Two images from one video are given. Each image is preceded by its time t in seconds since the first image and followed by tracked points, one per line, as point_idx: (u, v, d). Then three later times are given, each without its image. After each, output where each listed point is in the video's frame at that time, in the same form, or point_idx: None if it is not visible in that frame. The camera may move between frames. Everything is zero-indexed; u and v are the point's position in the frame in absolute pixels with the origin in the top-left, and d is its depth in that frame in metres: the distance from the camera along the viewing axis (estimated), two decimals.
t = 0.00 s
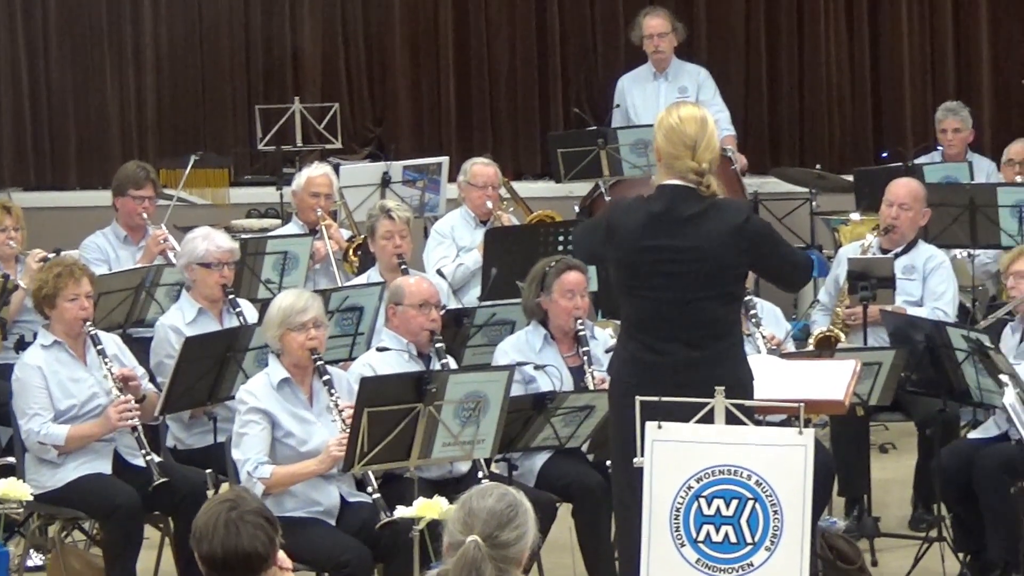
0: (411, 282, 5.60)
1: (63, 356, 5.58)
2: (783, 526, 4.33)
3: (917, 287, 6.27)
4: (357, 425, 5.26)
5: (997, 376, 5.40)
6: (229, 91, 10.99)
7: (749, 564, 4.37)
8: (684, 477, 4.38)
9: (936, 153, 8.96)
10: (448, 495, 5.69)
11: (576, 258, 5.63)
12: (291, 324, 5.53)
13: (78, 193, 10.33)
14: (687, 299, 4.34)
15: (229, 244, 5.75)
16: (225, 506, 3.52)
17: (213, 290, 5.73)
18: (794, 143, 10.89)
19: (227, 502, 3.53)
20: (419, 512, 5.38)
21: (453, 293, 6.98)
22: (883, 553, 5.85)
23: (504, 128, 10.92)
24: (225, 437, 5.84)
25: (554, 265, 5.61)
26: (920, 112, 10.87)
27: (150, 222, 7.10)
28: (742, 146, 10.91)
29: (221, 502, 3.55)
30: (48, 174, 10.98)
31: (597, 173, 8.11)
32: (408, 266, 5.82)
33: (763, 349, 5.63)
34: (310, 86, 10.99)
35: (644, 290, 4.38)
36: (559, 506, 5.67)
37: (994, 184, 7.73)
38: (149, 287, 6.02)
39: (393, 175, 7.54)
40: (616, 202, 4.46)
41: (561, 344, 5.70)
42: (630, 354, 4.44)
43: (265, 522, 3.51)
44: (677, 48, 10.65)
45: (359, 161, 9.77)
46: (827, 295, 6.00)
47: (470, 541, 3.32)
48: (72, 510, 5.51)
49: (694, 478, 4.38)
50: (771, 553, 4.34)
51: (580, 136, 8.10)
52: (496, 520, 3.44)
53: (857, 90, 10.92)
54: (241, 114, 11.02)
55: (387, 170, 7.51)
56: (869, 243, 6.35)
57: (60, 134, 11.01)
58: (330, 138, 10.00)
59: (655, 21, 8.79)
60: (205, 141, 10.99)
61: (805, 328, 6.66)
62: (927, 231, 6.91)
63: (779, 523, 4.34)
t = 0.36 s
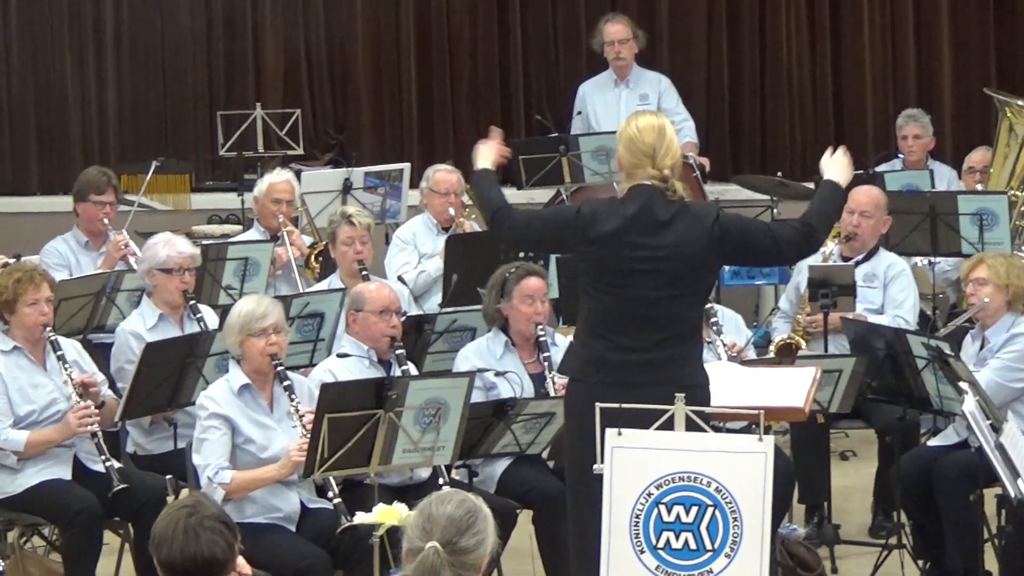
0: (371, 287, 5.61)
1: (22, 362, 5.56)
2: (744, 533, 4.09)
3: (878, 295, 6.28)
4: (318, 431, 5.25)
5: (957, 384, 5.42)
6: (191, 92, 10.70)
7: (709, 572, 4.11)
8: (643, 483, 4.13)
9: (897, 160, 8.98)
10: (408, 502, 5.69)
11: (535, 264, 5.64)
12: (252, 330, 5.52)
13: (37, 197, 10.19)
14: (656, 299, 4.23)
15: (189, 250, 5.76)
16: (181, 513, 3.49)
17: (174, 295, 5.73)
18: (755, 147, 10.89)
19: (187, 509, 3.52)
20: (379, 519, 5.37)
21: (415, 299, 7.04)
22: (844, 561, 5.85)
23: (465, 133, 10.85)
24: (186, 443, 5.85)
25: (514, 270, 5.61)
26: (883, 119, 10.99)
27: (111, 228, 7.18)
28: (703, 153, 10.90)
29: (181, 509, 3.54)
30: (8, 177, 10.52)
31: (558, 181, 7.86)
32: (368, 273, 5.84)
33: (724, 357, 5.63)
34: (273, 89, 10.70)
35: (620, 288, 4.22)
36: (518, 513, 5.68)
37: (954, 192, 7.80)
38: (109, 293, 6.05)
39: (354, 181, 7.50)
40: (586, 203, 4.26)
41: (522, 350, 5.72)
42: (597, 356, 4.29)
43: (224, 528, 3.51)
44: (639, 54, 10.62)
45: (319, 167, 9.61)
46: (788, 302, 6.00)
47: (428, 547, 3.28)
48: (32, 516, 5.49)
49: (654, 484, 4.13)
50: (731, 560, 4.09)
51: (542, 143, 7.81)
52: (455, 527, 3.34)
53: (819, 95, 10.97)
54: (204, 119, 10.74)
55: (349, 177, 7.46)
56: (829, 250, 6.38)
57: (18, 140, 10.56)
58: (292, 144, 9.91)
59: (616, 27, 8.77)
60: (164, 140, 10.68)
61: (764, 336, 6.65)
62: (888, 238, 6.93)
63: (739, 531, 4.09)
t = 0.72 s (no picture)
0: (335, 292, 5.62)
1: None
2: (707, 537, 4.00)
3: (842, 299, 6.31)
4: (281, 435, 5.24)
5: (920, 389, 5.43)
6: (155, 95, 10.46)
7: None
8: (605, 488, 4.05)
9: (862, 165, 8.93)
10: (371, 506, 5.68)
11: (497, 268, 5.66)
12: (214, 335, 5.51)
13: None
14: (632, 300, 4.32)
15: (153, 253, 5.76)
16: (143, 517, 3.42)
17: (137, 299, 5.73)
18: (721, 155, 10.65)
19: (148, 512, 3.45)
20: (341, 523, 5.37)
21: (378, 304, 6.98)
22: (807, 565, 5.85)
23: (429, 137, 10.55)
24: (148, 446, 5.84)
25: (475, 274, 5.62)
26: (848, 124, 10.70)
27: (74, 231, 7.19)
28: (666, 159, 10.62)
29: (141, 512, 3.45)
30: None
31: (523, 185, 7.89)
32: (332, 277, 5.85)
33: (687, 361, 5.63)
34: (237, 92, 10.47)
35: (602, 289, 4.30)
36: (482, 517, 5.68)
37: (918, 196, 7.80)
38: (72, 297, 6.05)
39: (318, 185, 7.52)
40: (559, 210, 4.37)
41: (485, 354, 5.71)
42: (573, 359, 4.35)
43: (185, 532, 3.44)
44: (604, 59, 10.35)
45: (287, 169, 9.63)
46: (752, 307, 6.01)
47: (393, 551, 3.25)
48: None
49: (616, 488, 4.05)
50: (694, 565, 4.01)
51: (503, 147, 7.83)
52: (417, 531, 3.32)
53: (785, 99, 10.67)
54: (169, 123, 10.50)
55: (313, 181, 7.49)
56: (793, 254, 6.38)
57: None
58: (257, 148, 9.74)
59: (580, 31, 8.78)
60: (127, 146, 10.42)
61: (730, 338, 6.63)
62: (852, 243, 6.93)
63: (702, 535, 4.00)
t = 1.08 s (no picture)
0: (305, 299, 5.59)
1: None
2: (672, 544, 4.36)
3: (808, 306, 6.30)
4: (247, 442, 5.23)
5: (886, 396, 5.45)
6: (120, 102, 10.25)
7: None
8: (573, 494, 4.38)
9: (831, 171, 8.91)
10: (337, 513, 5.68)
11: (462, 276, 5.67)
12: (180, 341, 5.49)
13: None
14: (601, 306, 4.47)
15: (120, 261, 5.74)
16: (109, 522, 3.48)
17: (102, 306, 5.74)
18: (687, 161, 10.54)
19: (114, 518, 3.50)
20: (307, 529, 5.37)
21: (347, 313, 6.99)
22: (773, 571, 5.85)
23: (396, 145, 10.43)
24: (114, 453, 5.84)
25: (441, 281, 5.64)
26: (815, 134, 10.60)
27: (40, 237, 7.18)
28: (634, 167, 10.52)
29: (108, 519, 3.51)
30: None
31: (490, 192, 7.90)
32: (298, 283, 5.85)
33: (653, 368, 5.63)
34: (203, 97, 10.22)
35: (572, 294, 4.45)
36: (449, 524, 5.68)
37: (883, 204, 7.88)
38: (39, 303, 6.07)
39: (285, 193, 7.52)
40: (525, 220, 4.53)
41: (451, 361, 5.73)
42: (549, 365, 4.46)
43: (151, 538, 3.49)
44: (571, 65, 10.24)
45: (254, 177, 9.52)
46: (718, 313, 6.01)
47: (357, 558, 3.34)
48: None
49: (583, 496, 4.38)
50: (660, 570, 4.37)
51: (471, 155, 7.84)
52: (383, 538, 3.40)
53: (751, 98, 10.58)
54: (134, 129, 10.24)
55: (280, 189, 7.49)
56: (760, 261, 6.37)
57: None
58: (222, 154, 9.63)
59: (547, 38, 8.77)
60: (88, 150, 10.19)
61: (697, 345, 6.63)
62: (820, 250, 6.96)
63: (667, 542, 4.36)
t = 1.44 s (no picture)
0: (268, 303, 5.59)
1: None
2: (638, 548, 4.18)
3: (774, 310, 6.31)
4: (212, 446, 5.23)
5: (851, 399, 5.46)
6: (86, 108, 10.28)
7: None
8: (537, 499, 4.20)
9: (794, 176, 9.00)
10: (302, 518, 5.68)
11: (428, 281, 5.69)
12: (146, 346, 5.48)
13: None
14: (563, 308, 4.50)
15: (86, 266, 5.77)
16: (73, 528, 3.46)
17: (68, 311, 5.74)
18: (653, 163, 10.74)
19: (77, 524, 3.48)
20: (272, 535, 5.36)
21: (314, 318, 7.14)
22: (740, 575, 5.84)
23: (362, 152, 10.53)
24: (79, 458, 5.85)
25: (407, 286, 5.65)
26: (779, 138, 10.86)
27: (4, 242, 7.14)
28: (599, 173, 10.72)
29: (71, 524, 3.49)
30: None
31: (456, 196, 8.05)
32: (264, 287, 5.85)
33: (619, 372, 5.64)
34: (169, 102, 10.29)
35: (536, 295, 4.49)
36: (414, 528, 5.68)
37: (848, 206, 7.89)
38: (3, 308, 6.13)
39: (251, 197, 7.53)
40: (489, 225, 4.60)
41: (416, 365, 5.74)
42: (511, 368, 4.48)
43: (115, 544, 3.47)
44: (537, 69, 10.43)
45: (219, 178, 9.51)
46: (684, 317, 6.01)
47: (322, 564, 3.37)
48: None
49: (548, 499, 4.20)
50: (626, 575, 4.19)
51: (439, 158, 8.00)
52: (347, 542, 3.42)
53: (716, 102, 10.83)
54: (100, 137, 10.32)
55: (246, 193, 7.50)
56: (725, 266, 6.38)
57: None
58: (187, 159, 9.64)
59: (512, 43, 8.91)
60: (57, 151, 10.26)
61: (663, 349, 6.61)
62: (785, 254, 7.03)
63: (633, 546, 4.18)
